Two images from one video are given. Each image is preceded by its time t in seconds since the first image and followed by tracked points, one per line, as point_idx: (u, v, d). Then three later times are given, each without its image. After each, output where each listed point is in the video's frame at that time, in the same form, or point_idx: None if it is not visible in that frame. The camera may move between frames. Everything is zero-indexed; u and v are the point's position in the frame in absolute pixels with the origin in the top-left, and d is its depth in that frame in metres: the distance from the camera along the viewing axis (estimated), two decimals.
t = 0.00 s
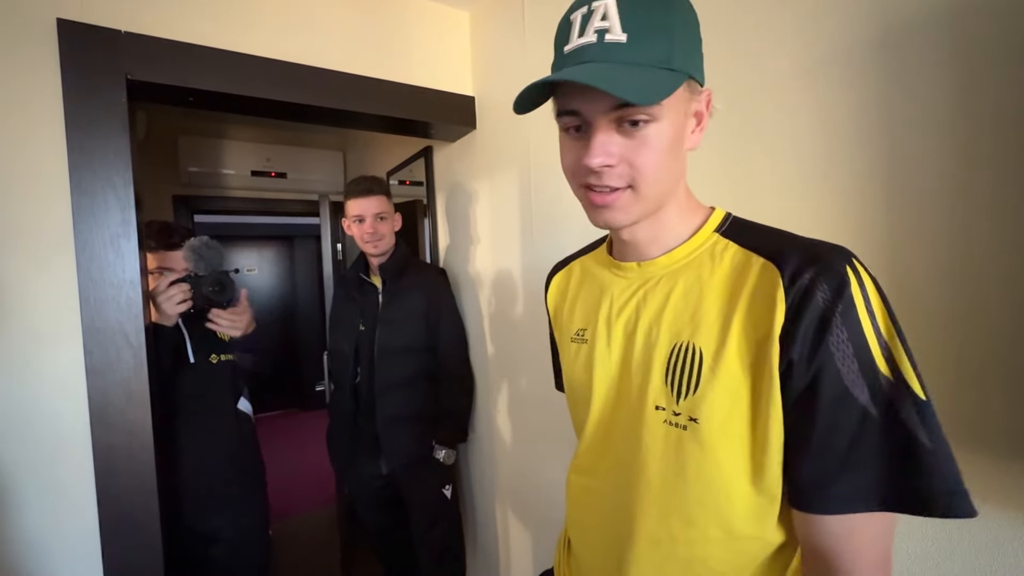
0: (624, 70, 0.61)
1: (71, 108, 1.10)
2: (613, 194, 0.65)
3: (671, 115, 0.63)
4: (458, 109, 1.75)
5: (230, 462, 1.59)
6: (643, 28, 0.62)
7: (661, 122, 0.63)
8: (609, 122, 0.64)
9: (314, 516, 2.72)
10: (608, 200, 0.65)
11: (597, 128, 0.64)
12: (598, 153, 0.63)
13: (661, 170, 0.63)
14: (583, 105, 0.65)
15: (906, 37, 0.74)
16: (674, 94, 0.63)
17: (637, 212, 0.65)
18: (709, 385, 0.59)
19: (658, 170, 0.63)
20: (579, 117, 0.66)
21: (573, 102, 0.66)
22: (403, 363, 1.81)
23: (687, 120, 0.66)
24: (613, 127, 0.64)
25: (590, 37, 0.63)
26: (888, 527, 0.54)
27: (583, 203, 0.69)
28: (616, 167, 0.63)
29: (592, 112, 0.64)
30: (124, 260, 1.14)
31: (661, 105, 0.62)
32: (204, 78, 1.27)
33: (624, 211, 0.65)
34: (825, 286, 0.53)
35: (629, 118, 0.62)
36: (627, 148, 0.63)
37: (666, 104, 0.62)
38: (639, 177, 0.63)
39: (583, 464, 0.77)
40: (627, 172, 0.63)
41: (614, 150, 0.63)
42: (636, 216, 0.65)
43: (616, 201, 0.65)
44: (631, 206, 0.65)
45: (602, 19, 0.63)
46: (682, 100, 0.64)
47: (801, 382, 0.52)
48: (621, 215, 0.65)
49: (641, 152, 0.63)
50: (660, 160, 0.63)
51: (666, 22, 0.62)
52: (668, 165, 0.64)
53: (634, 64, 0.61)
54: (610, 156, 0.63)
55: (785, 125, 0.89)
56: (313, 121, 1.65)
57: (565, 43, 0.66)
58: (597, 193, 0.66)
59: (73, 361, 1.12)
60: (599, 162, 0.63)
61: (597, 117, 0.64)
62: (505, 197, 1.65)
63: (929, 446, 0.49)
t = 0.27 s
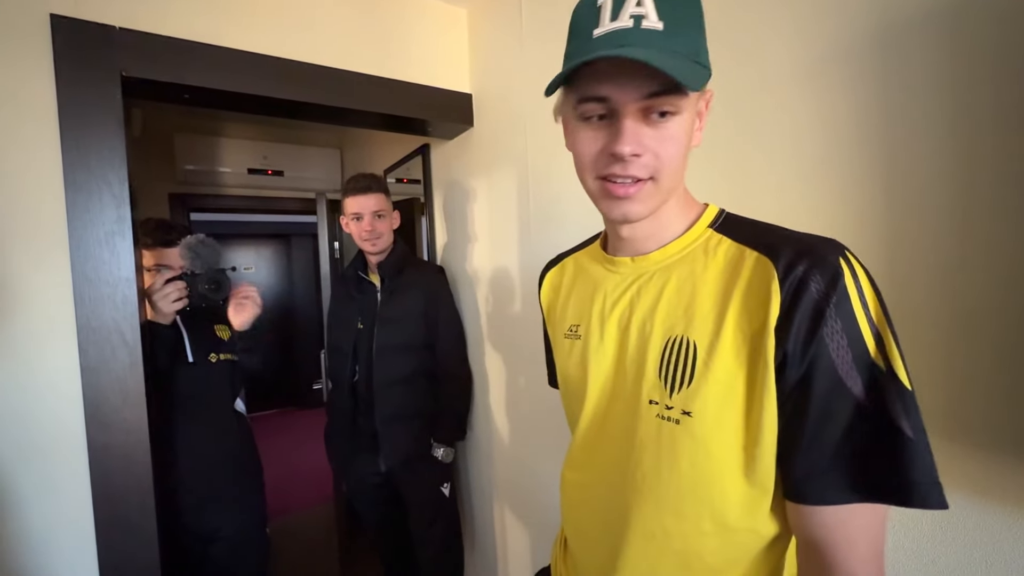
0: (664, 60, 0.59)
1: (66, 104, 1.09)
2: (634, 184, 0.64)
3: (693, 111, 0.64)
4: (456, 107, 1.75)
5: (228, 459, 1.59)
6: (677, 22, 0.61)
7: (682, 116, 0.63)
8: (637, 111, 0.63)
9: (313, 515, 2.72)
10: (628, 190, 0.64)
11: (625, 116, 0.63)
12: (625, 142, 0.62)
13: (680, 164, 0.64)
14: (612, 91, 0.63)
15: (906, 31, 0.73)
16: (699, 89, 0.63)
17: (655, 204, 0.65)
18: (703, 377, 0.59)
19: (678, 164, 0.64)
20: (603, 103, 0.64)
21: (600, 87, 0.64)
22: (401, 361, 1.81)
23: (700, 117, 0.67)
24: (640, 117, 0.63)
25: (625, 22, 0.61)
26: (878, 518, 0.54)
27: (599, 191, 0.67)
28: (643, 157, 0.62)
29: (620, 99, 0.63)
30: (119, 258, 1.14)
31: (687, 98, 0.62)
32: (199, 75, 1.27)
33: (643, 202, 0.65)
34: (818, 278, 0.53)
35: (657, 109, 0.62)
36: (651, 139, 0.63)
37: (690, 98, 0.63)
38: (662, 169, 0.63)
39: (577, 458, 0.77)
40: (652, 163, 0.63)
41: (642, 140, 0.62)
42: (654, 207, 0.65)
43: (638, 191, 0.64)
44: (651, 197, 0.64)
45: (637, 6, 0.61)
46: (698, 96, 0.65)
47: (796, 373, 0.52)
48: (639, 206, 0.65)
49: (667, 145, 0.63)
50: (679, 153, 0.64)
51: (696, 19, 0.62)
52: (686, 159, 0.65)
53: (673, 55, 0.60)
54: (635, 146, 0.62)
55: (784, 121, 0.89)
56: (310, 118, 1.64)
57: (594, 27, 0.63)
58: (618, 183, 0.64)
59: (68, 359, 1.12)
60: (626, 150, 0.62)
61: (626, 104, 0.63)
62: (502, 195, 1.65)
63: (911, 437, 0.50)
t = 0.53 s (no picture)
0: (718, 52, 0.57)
1: (58, 101, 1.08)
2: (670, 175, 0.62)
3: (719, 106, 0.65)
4: (453, 105, 1.74)
5: (224, 459, 1.58)
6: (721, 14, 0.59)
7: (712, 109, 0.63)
8: (681, 98, 0.61)
9: (309, 515, 2.71)
10: (664, 181, 0.62)
11: (670, 102, 0.60)
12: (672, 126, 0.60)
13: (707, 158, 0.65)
14: (659, 76, 0.60)
15: (903, 27, 0.73)
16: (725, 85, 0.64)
17: (683, 197, 0.65)
18: (700, 373, 0.59)
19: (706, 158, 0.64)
20: (647, 88, 0.61)
21: (646, 71, 0.60)
22: (398, 361, 1.80)
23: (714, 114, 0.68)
24: (682, 105, 0.61)
25: (676, 9, 0.57)
26: (876, 515, 0.53)
27: (632, 180, 0.64)
28: (685, 147, 0.61)
29: (667, 84, 0.60)
30: (112, 256, 1.13)
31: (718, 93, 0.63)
32: (193, 71, 1.26)
33: (675, 194, 0.63)
34: (816, 273, 0.53)
35: (696, 100, 0.62)
36: (690, 128, 0.61)
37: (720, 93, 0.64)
38: (696, 162, 0.63)
39: (574, 456, 0.77)
40: (689, 154, 0.62)
41: (685, 129, 0.60)
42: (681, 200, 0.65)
43: (674, 182, 0.63)
44: (682, 190, 0.64)
45: None
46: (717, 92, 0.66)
47: (794, 368, 0.52)
48: (671, 198, 0.63)
49: (702, 137, 0.62)
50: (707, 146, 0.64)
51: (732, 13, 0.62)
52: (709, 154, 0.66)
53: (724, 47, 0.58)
54: (680, 132, 0.60)
55: (781, 118, 0.89)
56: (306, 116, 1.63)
57: (642, 8, 0.58)
58: (655, 172, 0.62)
59: (62, 358, 1.11)
60: (671, 135, 0.60)
61: (671, 90, 0.60)
62: (499, 193, 1.64)
63: (913, 431, 0.49)
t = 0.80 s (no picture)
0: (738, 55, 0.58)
1: (51, 105, 1.08)
2: (682, 174, 0.62)
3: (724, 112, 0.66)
4: (449, 110, 1.74)
5: (217, 466, 1.57)
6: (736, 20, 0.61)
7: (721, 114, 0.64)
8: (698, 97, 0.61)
9: (304, 521, 2.68)
10: (675, 180, 0.63)
11: (689, 100, 0.60)
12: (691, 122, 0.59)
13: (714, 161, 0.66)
14: (679, 73, 0.60)
15: (896, 36, 0.74)
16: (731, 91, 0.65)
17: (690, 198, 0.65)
18: (697, 380, 0.59)
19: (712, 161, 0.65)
20: (666, 84, 0.61)
21: (667, 66, 0.60)
22: (393, 365, 1.79)
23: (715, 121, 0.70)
24: (698, 105, 0.61)
25: (699, 10, 0.57)
26: (872, 522, 0.53)
27: (644, 177, 0.63)
28: (699, 147, 0.61)
29: (687, 83, 0.60)
30: (105, 261, 1.12)
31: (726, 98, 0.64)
32: (188, 76, 1.25)
33: (684, 194, 0.64)
34: (814, 279, 0.53)
35: (709, 101, 0.62)
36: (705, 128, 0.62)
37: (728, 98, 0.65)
38: (706, 163, 0.63)
39: (570, 464, 0.77)
40: (701, 156, 0.62)
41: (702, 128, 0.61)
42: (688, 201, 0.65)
43: (686, 181, 0.63)
44: (690, 191, 0.64)
45: None
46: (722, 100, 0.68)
47: (791, 376, 0.52)
48: (680, 199, 0.64)
49: (714, 139, 0.63)
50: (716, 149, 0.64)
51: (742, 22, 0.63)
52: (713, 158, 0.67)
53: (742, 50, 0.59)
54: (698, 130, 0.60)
55: (776, 124, 0.89)
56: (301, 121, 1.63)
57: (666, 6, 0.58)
58: (668, 171, 0.62)
59: (53, 363, 1.10)
60: (691, 132, 0.60)
61: (691, 88, 0.60)
62: (495, 197, 1.64)
63: (910, 438, 0.49)
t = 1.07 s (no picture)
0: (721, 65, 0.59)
1: (39, 112, 1.07)
2: (669, 181, 0.63)
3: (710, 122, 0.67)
4: (441, 117, 1.74)
5: (205, 475, 1.55)
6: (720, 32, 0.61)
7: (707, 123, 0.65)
8: (679, 106, 0.62)
9: (294, 529, 2.65)
10: (662, 186, 0.63)
11: (672, 108, 0.62)
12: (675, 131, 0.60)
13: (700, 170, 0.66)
14: (662, 82, 0.61)
15: (881, 51, 0.76)
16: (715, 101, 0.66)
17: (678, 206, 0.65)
18: (688, 392, 0.59)
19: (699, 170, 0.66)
20: (649, 93, 0.62)
21: (650, 77, 0.61)
22: (385, 373, 1.78)
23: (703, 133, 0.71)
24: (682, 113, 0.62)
25: (681, 22, 0.58)
26: (862, 534, 0.54)
27: (631, 184, 0.64)
28: (684, 154, 0.62)
29: (671, 93, 0.61)
30: (92, 267, 1.11)
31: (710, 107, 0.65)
32: (179, 83, 1.25)
33: (672, 201, 0.64)
34: (802, 292, 0.54)
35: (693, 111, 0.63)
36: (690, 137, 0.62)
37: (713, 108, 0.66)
38: (693, 171, 0.64)
39: (561, 475, 0.76)
40: (687, 163, 0.63)
41: (685, 136, 0.62)
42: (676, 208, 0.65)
43: (673, 189, 0.63)
44: (679, 197, 0.64)
45: (690, 10, 0.59)
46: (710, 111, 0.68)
47: (781, 388, 0.53)
48: (669, 205, 0.64)
49: (699, 148, 0.64)
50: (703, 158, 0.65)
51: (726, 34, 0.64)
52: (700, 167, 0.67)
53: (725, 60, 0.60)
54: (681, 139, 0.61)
55: (764, 136, 0.91)
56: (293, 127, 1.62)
57: (649, 18, 0.59)
58: (655, 177, 0.62)
59: (36, 373, 1.08)
60: (675, 140, 0.60)
61: (672, 97, 0.62)
62: (487, 205, 1.65)
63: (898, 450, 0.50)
